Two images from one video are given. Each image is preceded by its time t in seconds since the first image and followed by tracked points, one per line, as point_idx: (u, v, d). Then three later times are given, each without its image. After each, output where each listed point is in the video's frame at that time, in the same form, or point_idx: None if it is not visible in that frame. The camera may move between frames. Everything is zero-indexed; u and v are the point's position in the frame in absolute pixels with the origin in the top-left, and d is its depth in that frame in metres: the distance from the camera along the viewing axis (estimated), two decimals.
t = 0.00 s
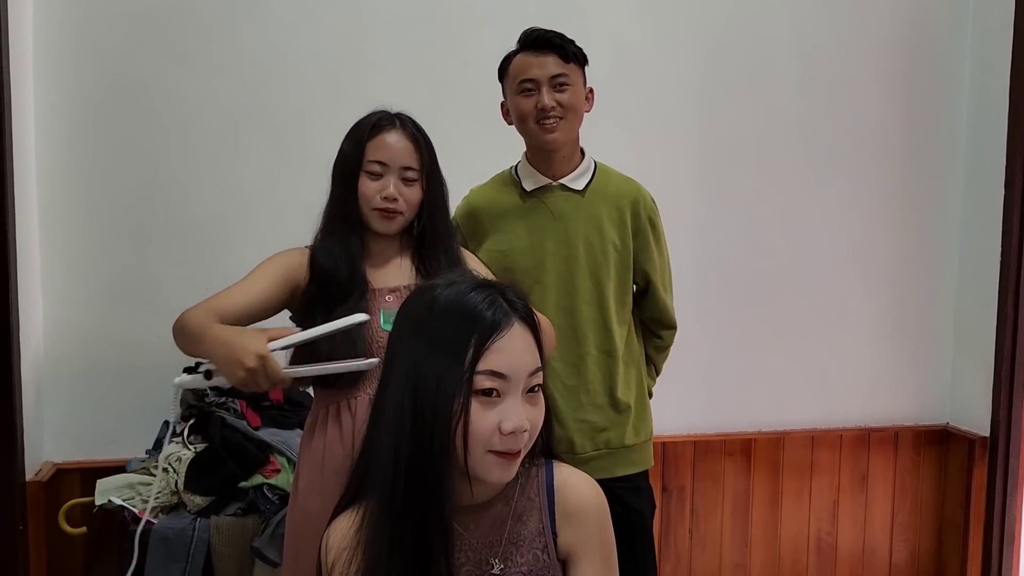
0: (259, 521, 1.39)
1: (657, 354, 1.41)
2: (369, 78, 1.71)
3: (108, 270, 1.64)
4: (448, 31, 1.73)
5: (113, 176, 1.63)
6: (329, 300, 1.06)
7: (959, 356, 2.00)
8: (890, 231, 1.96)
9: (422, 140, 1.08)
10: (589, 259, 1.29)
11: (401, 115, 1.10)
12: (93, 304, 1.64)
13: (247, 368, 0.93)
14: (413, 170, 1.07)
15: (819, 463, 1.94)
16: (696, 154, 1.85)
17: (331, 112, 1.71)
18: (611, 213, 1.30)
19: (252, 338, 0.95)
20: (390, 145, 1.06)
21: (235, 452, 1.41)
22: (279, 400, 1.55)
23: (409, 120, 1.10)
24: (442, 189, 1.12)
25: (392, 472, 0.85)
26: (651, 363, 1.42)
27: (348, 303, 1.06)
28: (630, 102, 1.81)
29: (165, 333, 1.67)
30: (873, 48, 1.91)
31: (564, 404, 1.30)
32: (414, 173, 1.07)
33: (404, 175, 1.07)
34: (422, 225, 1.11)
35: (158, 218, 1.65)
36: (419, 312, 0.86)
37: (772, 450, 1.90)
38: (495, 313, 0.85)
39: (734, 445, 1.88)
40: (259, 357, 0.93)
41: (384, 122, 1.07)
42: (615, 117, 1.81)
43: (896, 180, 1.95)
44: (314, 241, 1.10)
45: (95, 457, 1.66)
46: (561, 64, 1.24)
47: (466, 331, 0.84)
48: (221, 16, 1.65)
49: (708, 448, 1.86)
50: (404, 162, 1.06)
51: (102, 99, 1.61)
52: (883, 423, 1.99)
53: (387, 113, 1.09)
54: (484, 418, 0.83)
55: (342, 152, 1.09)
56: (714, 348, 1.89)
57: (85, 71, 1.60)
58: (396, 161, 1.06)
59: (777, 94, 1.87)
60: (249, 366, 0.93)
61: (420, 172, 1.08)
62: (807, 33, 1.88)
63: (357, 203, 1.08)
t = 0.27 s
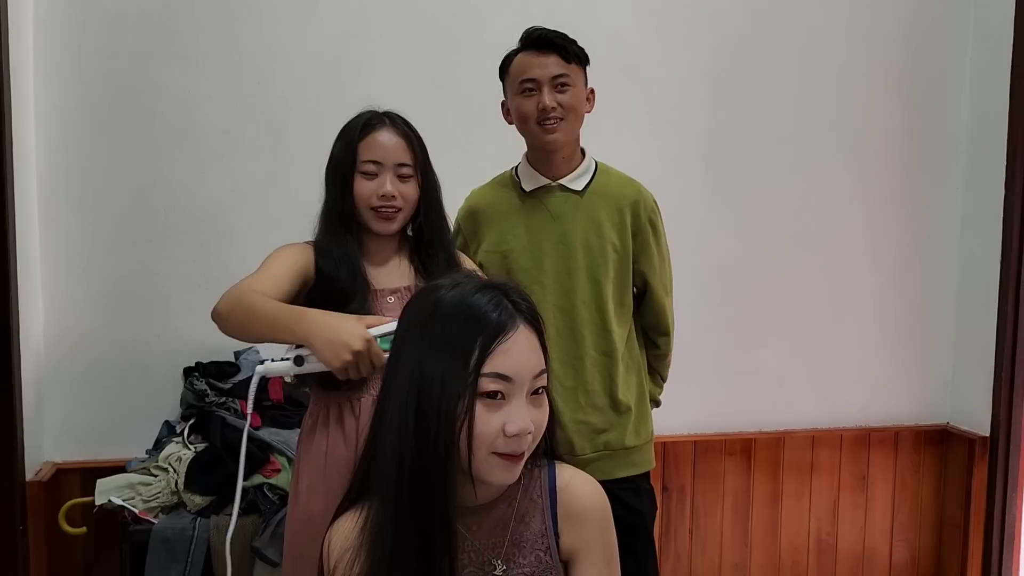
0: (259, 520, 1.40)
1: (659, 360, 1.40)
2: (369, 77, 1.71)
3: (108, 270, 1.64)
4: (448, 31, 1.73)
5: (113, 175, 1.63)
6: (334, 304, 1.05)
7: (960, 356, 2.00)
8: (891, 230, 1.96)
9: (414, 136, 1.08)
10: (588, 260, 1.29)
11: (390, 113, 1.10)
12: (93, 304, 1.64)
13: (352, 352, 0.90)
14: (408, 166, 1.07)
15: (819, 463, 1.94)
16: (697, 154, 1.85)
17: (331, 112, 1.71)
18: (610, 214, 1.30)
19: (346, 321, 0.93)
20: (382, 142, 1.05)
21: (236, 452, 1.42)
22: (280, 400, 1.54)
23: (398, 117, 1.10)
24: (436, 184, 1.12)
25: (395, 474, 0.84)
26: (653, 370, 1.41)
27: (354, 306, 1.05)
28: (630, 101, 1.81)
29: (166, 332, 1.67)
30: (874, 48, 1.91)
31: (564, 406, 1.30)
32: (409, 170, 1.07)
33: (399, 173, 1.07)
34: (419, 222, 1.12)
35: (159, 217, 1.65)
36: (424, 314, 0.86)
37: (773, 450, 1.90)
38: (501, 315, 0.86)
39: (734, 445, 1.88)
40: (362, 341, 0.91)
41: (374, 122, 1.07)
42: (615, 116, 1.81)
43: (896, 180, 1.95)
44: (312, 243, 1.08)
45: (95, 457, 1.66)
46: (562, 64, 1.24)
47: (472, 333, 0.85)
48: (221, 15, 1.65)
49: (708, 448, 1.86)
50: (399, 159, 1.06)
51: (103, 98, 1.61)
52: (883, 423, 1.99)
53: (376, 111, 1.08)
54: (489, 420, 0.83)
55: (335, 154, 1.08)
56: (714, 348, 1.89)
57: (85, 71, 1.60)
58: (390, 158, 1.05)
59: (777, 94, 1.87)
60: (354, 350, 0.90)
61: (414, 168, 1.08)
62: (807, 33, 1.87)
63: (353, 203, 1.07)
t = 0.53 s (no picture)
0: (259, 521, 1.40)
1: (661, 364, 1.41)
2: (369, 77, 1.71)
3: (108, 270, 1.64)
4: (448, 31, 1.73)
5: (113, 175, 1.63)
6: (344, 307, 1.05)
7: (960, 356, 2.01)
8: (890, 230, 1.96)
9: (410, 135, 1.08)
10: (591, 261, 1.29)
11: (382, 113, 1.10)
12: (93, 304, 1.64)
13: (381, 347, 0.90)
14: (407, 166, 1.07)
15: (819, 463, 1.94)
16: (696, 154, 1.85)
17: (330, 112, 1.71)
18: (613, 216, 1.30)
19: (372, 320, 0.93)
20: (380, 144, 1.05)
21: (236, 453, 1.42)
22: (279, 400, 1.56)
23: (392, 117, 1.10)
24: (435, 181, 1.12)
25: (400, 472, 0.84)
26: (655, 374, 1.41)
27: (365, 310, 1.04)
28: (630, 102, 1.81)
29: (166, 332, 1.67)
30: (874, 48, 1.91)
31: (568, 407, 1.29)
32: (408, 169, 1.07)
33: (399, 173, 1.07)
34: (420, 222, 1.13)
35: (159, 217, 1.65)
36: (432, 314, 0.87)
37: (773, 450, 1.90)
38: (510, 316, 0.86)
39: (734, 445, 1.88)
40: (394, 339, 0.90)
41: (369, 124, 1.07)
42: (614, 117, 1.81)
43: (896, 180, 1.95)
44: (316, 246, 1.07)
45: (95, 457, 1.66)
46: (568, 66, 1.24)
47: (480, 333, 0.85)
48: (221, 16, 1.65)
49: (708, 448, 1.86)
50: (398, 159, 1.06)
51: (103, 98, 1.61)
52: (883, 423, 2.00)
53: (369, 114, 1.09)
54: (496, 419, 0.84)
55: (332, 160, 1.08)
56: (714, 348, 1.89)
57: (85, 70, 1.60)
58: (389, 159, 1.05)
59: (777, 94, 1.87)
60: (384, 346, 0.90)
61: (413, 167, 1.08)
62: (807, 33, 1.88)
63: (353, 207, 1.06)
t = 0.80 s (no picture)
0: (259, 520, 1.40)
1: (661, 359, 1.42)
2: (370, 77, 1.71)
3: (109, 269, 1.64)
4: (448, 31, 1.73)
5: (113, 175, 1.63)
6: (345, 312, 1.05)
7: (959, 356, 2.01)
8: (890, 230, 1.96)
9: (410, 136, 1.08)
10: (596, 259, 1.29)
11: (381, 114, 1.09)
12: (93, 303, 1.64)
13: (371, 350, 0.91)
14: (409, 167, 1.07)
15: (818, 462, 1.94)
16: (696, 154, 1.85)
17: (331, 112, 1.71)
18: (616, 213, 1.30)
19: (364, 325, 0.94)
20: (381, 147, 1.05)
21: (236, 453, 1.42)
22: (279, 400, 1.57)
23: (391, 118, 1.09)
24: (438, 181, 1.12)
25: (411, 464, 0.84)
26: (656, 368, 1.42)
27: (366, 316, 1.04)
28: (630, 101, 1.81)
29: (166, 332, 1.67)
30: (874, 48, 1.91)
31: (572, 404, 1.29)
32: (410, 170, 1.07)
33: (400, 175, 1.06)
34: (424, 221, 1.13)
35: (159, 217, 1.65)
36: (442, 308, 0.87)
37: (773, 449, 1.90)
38: (519, 310, 0.86)
39: (734, 445, 1.88)
40: (384, 342, 0.92)
41: (368, 126, 1.06)
42: (614, 116, 1.81)
43: (896, 180, 1.95)
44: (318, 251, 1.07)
45: (94, 456, 1.66)
46: (577, 64, 1.24)
47: (490, 327, 0.85)
48: (222, 15, 1.65)
49: (707, 447, 1.86)
50: (399, 162, 1.06)
51: (104, 98, 1.61)
52: (882, 423, 2.00)
53: (367, 116, 1.08)
54: (507, 409, 0.85)
55: (332, 165, 1.08)
56: (714, 348, 1.89)
57: (85, 70, 1.60)
58: (390, 163, 1.05)
59: (777, 94, 1.87)
60: (375, 349, 0.91)
61: (415, 168, 1.08)
62: (807, 33, 1.88)
63: (355, 211, 1.06)
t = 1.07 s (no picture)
0: (256, 519, 1.39)
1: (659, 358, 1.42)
2: (368, 76, 1.71)
3: (107, 268, 1.64)
4: (447, 30, 1.73)
5: (112, 174, 1.63)
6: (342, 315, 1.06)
7: (958, 355, 2.01)
8: (889, 229, 1.96)
9: (408, 137, 1.07)
10: (597, 257, 1.28)
11: (382, 113, 1.09)
12: (91, 302, 1.64)
13: (348, 345, 0.90)
14: (407, 168, 1.07)
15: (817, 461, 1.94)
16: (695, 153, 1.85)
17: (329, 112, 1.71)
18: (617, 212, 1.30)
19: (346, 320, 0.94)
20: (380, 149, 1.05)
21: (233, 451, 1.42)
22: (277, 399, 1.56)
23: (391, 117, 1.09)
24: (437, 182, 1.12)
25: (418, 458, 0.85)
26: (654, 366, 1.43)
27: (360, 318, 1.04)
28: (628, 100, 1.81)
29: (164, 331, 1.67)
30: (873, 48, 1.91)
31: (571, 402, 1.29)
32: (408, 171, 1.07)
33: (399, 176, 1.06)
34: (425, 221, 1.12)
35: (157, 216, 1.65)
36: (445, 303, 0.87)
37: (771, 448, 1.91)
38: (520, 304, 0.87)
39: (732, 444, 1.88)
40: (361, 337, 0.91)
41: (368, 127, 1.06)
42: (613, 115, 1.81)
43: (895, 179, 1.95)
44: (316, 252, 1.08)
45: (92, 455, 1.66)
46: (579, 62, 1.24)
47: (492, 322, 0.85)
48: (220, 14, 1.65)
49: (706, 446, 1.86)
50: (397, 163, 1.06)
51: (102, 97, 1.61)
52: (880, 422, 2.00)
53: (367, 116, 1.08)
54: (513, 402, 0.85)
55: (332, 166, 1.08)
56: (712, 347, 1.89)
57: (83, 69, 1.60)
58: (387, 164, 1.05)
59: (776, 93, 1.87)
60: (351, 343, 0.90)
61: (413, 169, 1.07)
62: (806, 33, 1.88)
63: (354, 212, 1.07)
